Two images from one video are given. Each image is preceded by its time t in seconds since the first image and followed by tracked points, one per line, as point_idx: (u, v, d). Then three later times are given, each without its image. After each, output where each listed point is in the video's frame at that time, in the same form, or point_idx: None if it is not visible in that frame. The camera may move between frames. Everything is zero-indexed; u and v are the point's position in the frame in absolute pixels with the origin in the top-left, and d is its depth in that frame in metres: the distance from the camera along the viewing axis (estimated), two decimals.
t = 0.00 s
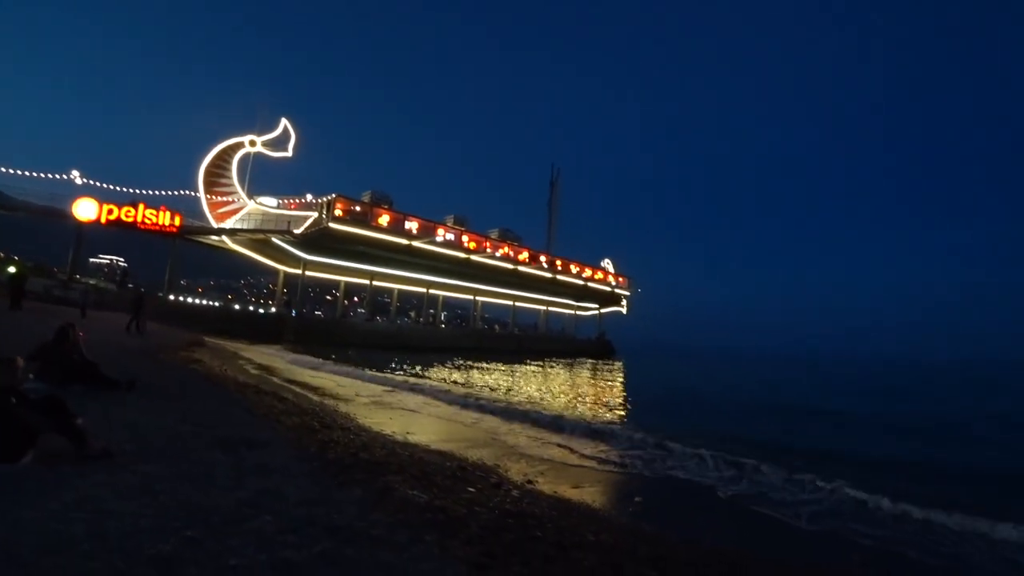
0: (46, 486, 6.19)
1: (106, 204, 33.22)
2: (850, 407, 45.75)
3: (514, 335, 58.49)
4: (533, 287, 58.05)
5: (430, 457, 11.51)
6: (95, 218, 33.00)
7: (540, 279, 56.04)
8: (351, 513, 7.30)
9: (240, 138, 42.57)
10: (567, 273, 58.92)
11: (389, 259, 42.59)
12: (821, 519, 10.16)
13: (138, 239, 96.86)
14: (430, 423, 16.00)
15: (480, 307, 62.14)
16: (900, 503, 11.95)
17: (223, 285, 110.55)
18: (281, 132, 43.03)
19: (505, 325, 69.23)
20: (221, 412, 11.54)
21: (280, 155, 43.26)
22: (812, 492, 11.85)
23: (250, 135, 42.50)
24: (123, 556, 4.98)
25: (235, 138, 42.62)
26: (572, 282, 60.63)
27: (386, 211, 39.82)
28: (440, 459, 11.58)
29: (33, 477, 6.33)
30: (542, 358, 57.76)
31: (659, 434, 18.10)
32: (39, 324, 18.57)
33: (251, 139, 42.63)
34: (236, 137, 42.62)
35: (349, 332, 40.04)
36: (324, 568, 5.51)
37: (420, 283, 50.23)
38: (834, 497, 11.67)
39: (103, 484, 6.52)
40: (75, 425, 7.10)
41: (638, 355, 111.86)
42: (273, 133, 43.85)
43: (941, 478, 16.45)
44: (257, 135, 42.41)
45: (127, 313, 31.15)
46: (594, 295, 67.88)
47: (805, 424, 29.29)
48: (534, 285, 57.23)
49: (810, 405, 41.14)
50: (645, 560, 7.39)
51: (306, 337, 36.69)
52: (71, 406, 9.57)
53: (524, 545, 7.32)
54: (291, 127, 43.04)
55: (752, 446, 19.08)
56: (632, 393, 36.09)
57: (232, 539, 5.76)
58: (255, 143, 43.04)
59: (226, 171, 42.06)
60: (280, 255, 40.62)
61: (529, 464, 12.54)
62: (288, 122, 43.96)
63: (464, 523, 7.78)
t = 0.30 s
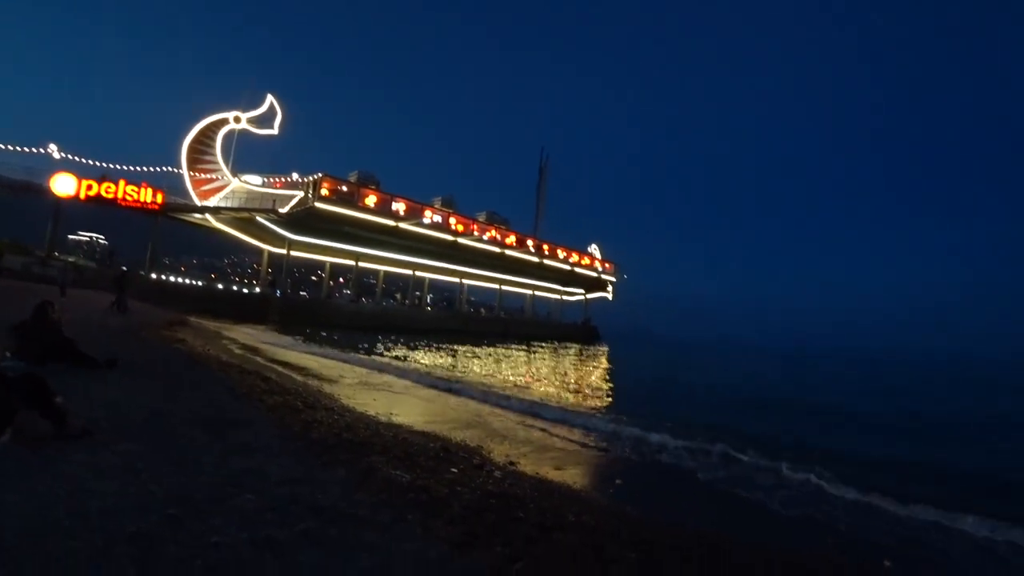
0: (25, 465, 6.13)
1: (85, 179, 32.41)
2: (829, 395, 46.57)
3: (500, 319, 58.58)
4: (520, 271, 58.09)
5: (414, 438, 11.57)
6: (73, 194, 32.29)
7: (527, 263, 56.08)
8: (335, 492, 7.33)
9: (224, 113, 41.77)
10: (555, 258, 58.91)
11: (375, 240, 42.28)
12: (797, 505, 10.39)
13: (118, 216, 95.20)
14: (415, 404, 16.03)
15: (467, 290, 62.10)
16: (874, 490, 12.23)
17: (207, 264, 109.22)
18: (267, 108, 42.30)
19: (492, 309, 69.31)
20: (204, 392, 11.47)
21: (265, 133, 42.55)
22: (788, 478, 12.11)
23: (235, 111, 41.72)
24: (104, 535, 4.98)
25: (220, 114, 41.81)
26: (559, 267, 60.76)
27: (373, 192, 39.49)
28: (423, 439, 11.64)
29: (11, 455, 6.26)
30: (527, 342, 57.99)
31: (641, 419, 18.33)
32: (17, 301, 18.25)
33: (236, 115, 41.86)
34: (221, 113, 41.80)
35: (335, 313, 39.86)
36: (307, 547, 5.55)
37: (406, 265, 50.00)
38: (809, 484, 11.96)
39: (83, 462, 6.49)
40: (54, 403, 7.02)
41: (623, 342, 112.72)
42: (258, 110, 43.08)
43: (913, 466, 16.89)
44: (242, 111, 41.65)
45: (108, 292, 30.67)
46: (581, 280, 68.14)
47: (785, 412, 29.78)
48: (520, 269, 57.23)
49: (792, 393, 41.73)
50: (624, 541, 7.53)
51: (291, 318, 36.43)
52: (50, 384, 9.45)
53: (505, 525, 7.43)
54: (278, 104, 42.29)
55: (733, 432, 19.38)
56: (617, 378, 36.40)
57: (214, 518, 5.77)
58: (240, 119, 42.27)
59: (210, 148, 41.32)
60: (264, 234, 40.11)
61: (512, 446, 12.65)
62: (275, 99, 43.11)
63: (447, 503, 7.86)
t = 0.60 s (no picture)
0: (3, 449, 6.11)
1: (57, 157, 31.53)
2: (807, 374, 47.54)
3: (484, 299, 58.62)
4: (505, 251, 58.01)
5: (398, 418, 11.65)
6: (45, 172, 31.41)
7: (511, 243, 56.01)
8: (319, 472, 7.41)
9: (202, 90, 40.82)
10: (539, 239, 59.00)
11: (358, 220, 41.87)
12: (773, 479, 10.66)
13: (94, 196, 93.15)
14: (400, 384, 16.08)
15: (451, 271, 61.98)
16: (847, 466, 12.59)
17: (186, 245, 107.50)
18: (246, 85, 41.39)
19: (476, 289, 69.28)
20: (186, 374, 11.42)
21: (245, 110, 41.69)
22: (765, 454, 12.41)
23: (213, 88, 40.78)
24: (87, 518, 5.01)
25: (198, 90, 40.84)
26: (544, 248, 60.80)
27: (356, 171, 39.00)
28: (408, 419, 11.73)
29: None
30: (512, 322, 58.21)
31: (623, 398, 18.59)
32: None
33: (214, 91, 40.94)
34: (198, 89, 40.84)
35: (318, 294, 39.60)
36: (291, 525, 5.63)
37: (390, 245, 49.67)
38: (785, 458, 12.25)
39: (63, 446, 6.48)
40: (32, 388, 6.97)
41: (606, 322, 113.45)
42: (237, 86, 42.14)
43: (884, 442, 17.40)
44: (220, 87, 40.73)
45: (85, 274, 30.13)
46: (565, 261, 68.27)
47: (763, 391, 30.37)
48: (505, 250, 57.16)
49: (770, 373, 42.53)
50: (604, 516, 7.70)
51: (274, 299, 36.12)
52: (28, 368, 9.35)
53: (488, 502, 7.56)
54: (258, 81, 41.35)
55: (712, 411, 19.76)
56: (599, 358, 36.77)
57: (198, 499, 5.82)
58: (219, 96, 41.36)
59: (188, 126, 40.44)
60: (245, 214, 39.51)
61: (497, 425, 12.78)
62: (254, 75, 42.10)
63: (430, 481, 7.98)
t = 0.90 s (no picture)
0: None
1: (24, 140, 30.75)
2: (791, 336, 48.33)
3: (470, 272, 58.58)
4: (490, 223, 57.79)
5: (386, 391, 11.76)
6: (13, 157, 30.72)
7: (496, 215, 55.79)
8: (308, 447, 7.52)
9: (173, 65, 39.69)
10: (524, 210, 58.76)
11: (340, 195, 41.35)
12: (755, 441, 10.91)
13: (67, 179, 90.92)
14: (388, 358, 16.17)
15: (436, 244, 61.69)
16: (828, 424, 12.94)
17: (166, 227, 105.83)
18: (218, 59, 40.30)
19: (462, 262, 69.10)
20: (170, 356, 11.40)
21: (218, 85, 40.66)
22: (746, 418, 12.75)
23: (184, 63, 39.67)
24: (77, 502, 5.07)
25: (169, 66, 39.70)
26: (529, 219, 60.66)
27: (336, 145, 38.46)
28: (396, 392, 11.85)
29: None
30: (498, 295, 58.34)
31: (610, 367, 18.86)
32: None
33: (186, 66, 39.82)
34: (169, 64, 39.69)
35: (302, 272, 39.31)
36: (281, 500, 5.76)
37: (374, 219, 49.24)
38: (767, 422, 12.51)
39: (49, 433, 6.51)
40: (13, 376, 6.96)
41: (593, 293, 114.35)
42: (210, 60, 41.00)
43: (862, 402, 17.92)
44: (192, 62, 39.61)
45: (62, 259, 29.64)
46: (550, 232, 68.25)
47: (747, 354, 30.92)
48: (490, 221, 57.00)
49: (755, 337, 43.16)
50: (591, 482, 7.90)
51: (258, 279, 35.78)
52: (9, 356, 9.31)
53: (477, 470, 7.74)
54: (230, 54, 40.32)
55: (697, 375, 20.13)
56: (587, 328, 37.07)
57: (188, 478, 5.91)
58: (191, 71, 40.26)
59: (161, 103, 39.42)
60: (224, 192, 38.83)
61: (486, 395, 12.93)
62: (226, 47, 41.08)
63: (419, 452, 8.12)
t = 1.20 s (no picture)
0: None
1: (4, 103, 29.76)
2: (783, 299, 48.77)
3: (464, 235, 58.38)
4: (483, 185, 57.31)
5: (381, 353, 11.92)
6: None
7: (490, 177, 55.29)
8: (305, 408, 7.68)
9: (155, 22, 38.44)
10: (518, 172, 58.21)
11: (332, 157, 40.79)
12: (742, 403, 11.20)
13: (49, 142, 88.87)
14: (383, 321, 16.30)
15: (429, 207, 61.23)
16: (815, 387, 13.26)
17: (154, 191, 104.28)
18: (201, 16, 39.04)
19: (455, 225, 68.75)
20: (164, 322, 11.47)
21: (203, 43, 39.51)
22: (734, 380, 13.05)
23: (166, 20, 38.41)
24: (81, 464, 5.21)
25: (150, 23, 38.46)
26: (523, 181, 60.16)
27: (326, 105, 37.74)
28: (391, 354, 12.02)
29: None
30: (492, 258, 58.31)
31: (603, 330, 19.10)
32: None
33: (168, 23, 38.58)
34: (150, 21, 38.45)
35: (294, 236, 39.06)
36: (279, 458, 5.94)
37: (366, 182, 48.73)
38: (757, 386, 12.77)
39: (49, 399, 6.62)
40: (9, 343, 7.03)
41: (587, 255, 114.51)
42: (192, 17, 39.72)
43: (849, 363, 18.33)
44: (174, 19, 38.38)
45: (49, 226, 29.30)
46: (544, 195, 67.83)
47: (739, 317, 31.26)
48: (484, 183, 56.50)
49: (747, 300, 43.52)
50: (581, 440, 8.14)
51: (252, 243, 35.32)
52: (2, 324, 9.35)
53: (471, 429, 7.95)
54: (213, 9, 39.30)
55: (690, 338, 20.39)
56: (581, 291, 37.24)
57: (188, 439, 6.07)
58: (173, 29, 39.04)
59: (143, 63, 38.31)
60: (212, 155, 38.16)
61: (479, 357, 13.14)
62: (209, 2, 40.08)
63: (414, 412, 8.33)
